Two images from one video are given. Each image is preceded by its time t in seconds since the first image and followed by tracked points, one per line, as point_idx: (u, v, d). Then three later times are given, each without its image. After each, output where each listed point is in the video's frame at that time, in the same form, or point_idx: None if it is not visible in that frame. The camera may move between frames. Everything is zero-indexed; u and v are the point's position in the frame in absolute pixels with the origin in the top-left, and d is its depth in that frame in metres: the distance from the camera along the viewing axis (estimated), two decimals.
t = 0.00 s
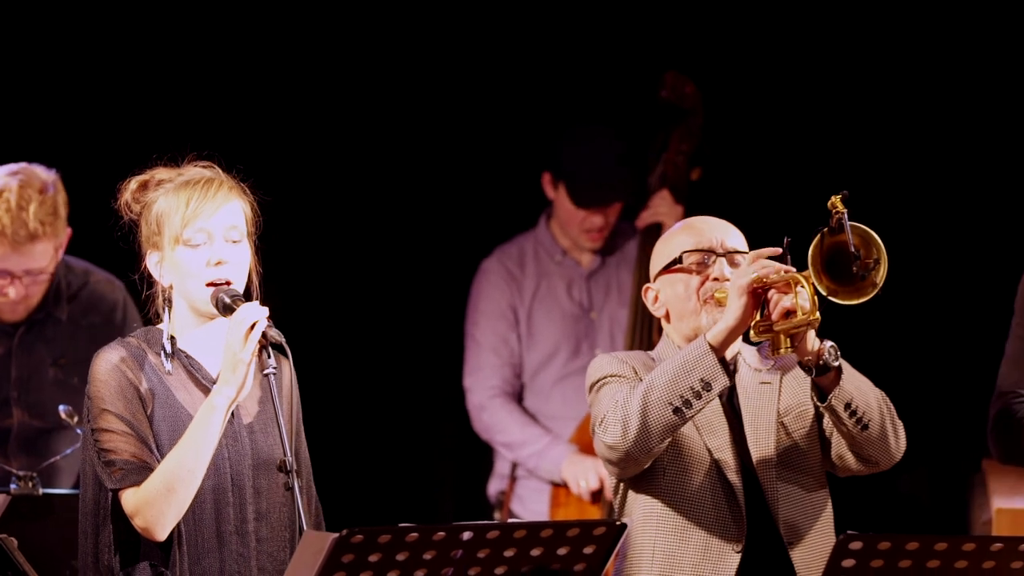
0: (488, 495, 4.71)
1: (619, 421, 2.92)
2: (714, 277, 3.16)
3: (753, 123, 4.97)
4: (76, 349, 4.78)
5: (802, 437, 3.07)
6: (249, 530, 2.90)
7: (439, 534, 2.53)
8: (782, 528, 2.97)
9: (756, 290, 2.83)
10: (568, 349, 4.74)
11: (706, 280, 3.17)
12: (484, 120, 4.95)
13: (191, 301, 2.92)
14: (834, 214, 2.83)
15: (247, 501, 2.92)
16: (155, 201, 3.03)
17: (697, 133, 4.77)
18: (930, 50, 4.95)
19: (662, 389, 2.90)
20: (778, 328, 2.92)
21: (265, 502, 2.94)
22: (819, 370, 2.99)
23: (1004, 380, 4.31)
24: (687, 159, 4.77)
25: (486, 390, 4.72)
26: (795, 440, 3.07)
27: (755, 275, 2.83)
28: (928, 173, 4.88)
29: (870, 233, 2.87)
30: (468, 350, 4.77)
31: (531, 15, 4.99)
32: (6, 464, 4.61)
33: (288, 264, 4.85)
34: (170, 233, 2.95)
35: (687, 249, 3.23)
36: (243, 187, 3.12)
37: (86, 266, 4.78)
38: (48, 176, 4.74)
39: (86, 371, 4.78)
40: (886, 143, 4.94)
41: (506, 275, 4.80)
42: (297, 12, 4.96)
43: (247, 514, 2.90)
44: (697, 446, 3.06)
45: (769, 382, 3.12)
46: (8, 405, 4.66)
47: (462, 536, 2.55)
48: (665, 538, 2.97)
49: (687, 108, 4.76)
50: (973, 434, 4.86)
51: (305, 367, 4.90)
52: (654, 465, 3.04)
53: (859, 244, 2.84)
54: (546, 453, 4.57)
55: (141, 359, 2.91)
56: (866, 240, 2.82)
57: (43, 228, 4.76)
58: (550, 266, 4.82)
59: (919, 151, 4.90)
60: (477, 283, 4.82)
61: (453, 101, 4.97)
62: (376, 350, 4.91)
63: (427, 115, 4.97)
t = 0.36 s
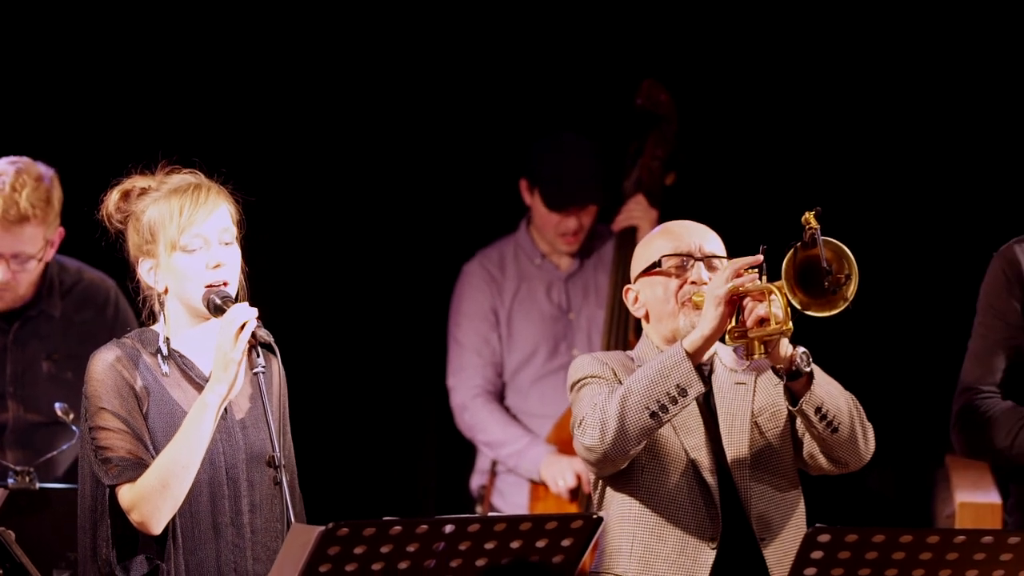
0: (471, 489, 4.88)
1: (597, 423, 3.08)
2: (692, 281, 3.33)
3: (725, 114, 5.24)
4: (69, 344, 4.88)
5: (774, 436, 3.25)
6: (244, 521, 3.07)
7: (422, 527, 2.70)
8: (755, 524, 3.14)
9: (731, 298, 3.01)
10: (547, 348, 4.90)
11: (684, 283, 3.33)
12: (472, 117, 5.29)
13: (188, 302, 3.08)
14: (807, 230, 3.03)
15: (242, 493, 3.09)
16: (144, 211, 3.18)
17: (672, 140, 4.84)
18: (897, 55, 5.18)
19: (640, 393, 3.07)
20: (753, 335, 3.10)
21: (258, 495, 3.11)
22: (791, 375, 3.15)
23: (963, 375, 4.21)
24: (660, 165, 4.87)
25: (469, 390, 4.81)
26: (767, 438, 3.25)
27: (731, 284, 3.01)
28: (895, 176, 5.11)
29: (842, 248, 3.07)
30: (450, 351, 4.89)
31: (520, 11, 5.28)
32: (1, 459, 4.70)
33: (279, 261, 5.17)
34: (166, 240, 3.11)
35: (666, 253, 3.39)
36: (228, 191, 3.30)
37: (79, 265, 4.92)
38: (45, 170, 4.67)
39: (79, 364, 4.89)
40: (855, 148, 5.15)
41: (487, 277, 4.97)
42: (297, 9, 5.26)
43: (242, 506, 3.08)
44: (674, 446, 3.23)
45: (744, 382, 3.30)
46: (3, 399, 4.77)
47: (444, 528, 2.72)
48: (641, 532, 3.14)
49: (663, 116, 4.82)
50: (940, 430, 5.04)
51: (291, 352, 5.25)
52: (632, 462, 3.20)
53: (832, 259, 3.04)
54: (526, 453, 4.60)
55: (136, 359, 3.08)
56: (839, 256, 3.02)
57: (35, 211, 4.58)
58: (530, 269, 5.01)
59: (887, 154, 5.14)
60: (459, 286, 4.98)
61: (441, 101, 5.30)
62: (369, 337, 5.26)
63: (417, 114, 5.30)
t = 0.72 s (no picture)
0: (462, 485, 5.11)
1: (585, 422, 3.22)
2: (678, 283, 3.47)
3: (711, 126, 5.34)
4: (69, 334, 5.03)
5: (756, 435, 3.40)
6: (237, 514, 3.23)
7: (411, 521, 2.86)
8: (735, 520, 3.28)
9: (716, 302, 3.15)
10: (536, 351, 5.11)
11: (670, 285, 3.47)
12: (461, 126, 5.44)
13: (176, 307, 3.25)
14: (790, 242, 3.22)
15: (235, 486, 3.25)
16: (135, 217, 3.33)
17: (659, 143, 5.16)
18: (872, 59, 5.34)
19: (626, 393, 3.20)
20: (736, 339, 3.25)
21: (251, 489, 3.27)
22: (772, 378, 3.33)
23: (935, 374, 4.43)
24: (648, 168, 5.14)
25: (463, 397, 5.12)
26: (749, 437, 3.40)
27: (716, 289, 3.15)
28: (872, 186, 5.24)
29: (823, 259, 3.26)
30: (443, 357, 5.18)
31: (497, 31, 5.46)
32: (5, 451, 4.83)
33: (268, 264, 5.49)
34: (154, 248, 3.26)
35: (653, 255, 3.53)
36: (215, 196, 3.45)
37: (77, 261, 5.06)
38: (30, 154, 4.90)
39: (79, 354, 5.03)
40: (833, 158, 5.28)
41: (477, 284, 5.19)
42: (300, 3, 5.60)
43: (235, 499, 3.23)
44: (659, 444, 3.38)
45: (727, 383, 3.46)
46: (7, 391, 4.91)
47: (433, 523, 2.86)
48: (626, 529, 3.29)
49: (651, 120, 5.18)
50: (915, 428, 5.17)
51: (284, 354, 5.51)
52: (618, 461, 3.35)
53: (813, 270, 3.24)
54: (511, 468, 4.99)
55: (129, 360, 3.23)
56: (820, 267, 3.22)
57: (46, 191, 4.84)
58: (518, 274, 5.20)
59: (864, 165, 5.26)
60: (449, 293, 5.23)
61: (431, 107, 5.50)
62: (362, 340, 5.45)
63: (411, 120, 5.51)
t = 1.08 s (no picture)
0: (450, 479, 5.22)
1: (570, 422, 3.36)
2: (659, 288, 3.63)
3: (690, 131, 5.56)
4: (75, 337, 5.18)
5: (734, 433, 3.53)
6: (224, 509, 3.42)
7: (398, 515, 3.04)
8: (715, 517, 3.42)
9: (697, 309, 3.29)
10: (520, 349, 5.27)
11: (652, 290, 3.63)
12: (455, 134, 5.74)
13: (164, 304, 3.46)
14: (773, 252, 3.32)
15: (222, 483, 3.44)
16: (130, 216, 3.57)
17: (636, 149, 5.12)
18: (847, 74, 5.49)
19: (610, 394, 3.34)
20: (716, 344, 3.36)
21: (239, 483, 3.46)
22: (751, 381, 3.45)
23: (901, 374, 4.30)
24: (625, 174, 5.15)
25: (444, 381, 5.25)
26: (727, 435, 3.53)
27: (697, 296, 3.28)
28: (846, 190, 5.42)
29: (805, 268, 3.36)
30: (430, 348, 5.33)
31: (483, 45, 5.71)
32: (12, 447, 5.05)
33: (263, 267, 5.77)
34: (141, 246, 3.48)
35: (636, 259, 3.69)
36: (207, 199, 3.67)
37: (83, 266, 5.23)
38: (46, 169, 5.06)
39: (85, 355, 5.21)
40: (809, 167, 5.47)
41: (466, 283, 5.36)
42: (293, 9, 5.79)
43: (222, 494, 3.43)
44: (641, 441, 3.51)
45: (706, 383, 3.59)
46: (13, 391, 5.11)
47: (420, 515, 3.05)
48: (610, 524, 3.40)
49: (629, 127, 5.10)
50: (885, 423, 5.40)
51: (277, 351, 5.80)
52: (602, 459, 3.47)
53: (794, 279, 3.34)
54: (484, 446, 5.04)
55: (124, 358, 3.42)
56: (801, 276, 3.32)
57: (52, 209, 4.98)
58: (506, 274, 5.36)
59: (839, 170, 5.45)
60: (438, 291, 5.41)
61: (421, 121, 5.78)
62: (362, 337, 5.75)
63: (403, 126, 5.79)
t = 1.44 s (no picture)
0: (437, 474, 5.40)
1: (550, 419, 3.52)
2: (639, 289, 3.80)
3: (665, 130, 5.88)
4: (71, 343, 5.33)
5: (711, 429, 3.69)
6: (212, 503, 3.59)
7: (385, 509, 3.21)
8: (693, 509, 3.57)
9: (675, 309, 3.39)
10: (504, 349, 5.45)
11: (632, 291, 3.80)
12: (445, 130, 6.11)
13: (164, 305, 3.62)
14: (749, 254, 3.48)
15: (212, 477, 3.60)
16: (130, 218, 3.71)
17: (614, 156, 5.33)
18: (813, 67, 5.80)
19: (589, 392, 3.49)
20: (694, 343, 3.46)
21: (228, 479, 3.62)
22: (727, 378, 3.60)
23: (874, 375, 4.35)
24: (603, 180, 5.34)
25: (429, 384, 5.38)
26: (704, 431, 3.69)
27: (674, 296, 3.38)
28: (817, 191, 5.73)
29: (779, 269, 3.52)
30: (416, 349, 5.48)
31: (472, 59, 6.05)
32: (7, 444, 5.16)
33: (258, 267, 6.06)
34: (143, 248, 3.63)
35: (617, 261, 3.85)
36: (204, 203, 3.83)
37: (83, 275, 5.34)
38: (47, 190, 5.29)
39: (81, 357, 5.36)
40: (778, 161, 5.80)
41: (452, 283, 5.54)
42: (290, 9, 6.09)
43: (211, 487, 3.59)
44: (620, 438, 3.66)
45: (683, 381, 3.75)
46: (10, 391, 5.24)
47: (405, 510, 3.23)
48: (588, 518, 3.57)
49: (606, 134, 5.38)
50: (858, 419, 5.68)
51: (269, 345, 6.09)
52: (581, 456, 3.63)
53: (770, 280, 3.50)
54: (476, 441, 5.16)
55: (121, 354, 3.58)
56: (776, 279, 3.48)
57: (50, 234, 5.23)
58: (491, 275, 5.56)
59: (809, 165, 5.76)
60: (425, 290, 5.57)
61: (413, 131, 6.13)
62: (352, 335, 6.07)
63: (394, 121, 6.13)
